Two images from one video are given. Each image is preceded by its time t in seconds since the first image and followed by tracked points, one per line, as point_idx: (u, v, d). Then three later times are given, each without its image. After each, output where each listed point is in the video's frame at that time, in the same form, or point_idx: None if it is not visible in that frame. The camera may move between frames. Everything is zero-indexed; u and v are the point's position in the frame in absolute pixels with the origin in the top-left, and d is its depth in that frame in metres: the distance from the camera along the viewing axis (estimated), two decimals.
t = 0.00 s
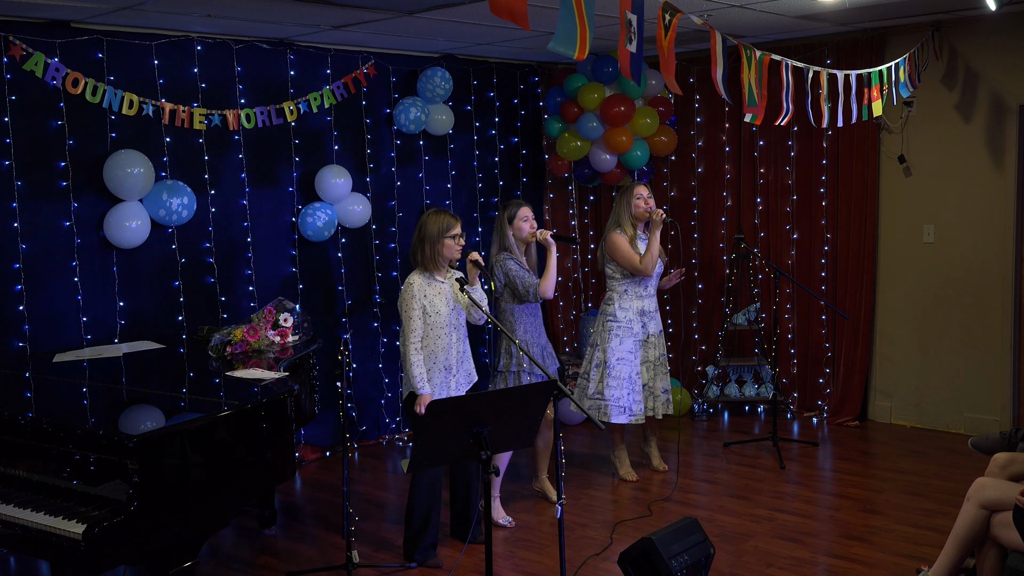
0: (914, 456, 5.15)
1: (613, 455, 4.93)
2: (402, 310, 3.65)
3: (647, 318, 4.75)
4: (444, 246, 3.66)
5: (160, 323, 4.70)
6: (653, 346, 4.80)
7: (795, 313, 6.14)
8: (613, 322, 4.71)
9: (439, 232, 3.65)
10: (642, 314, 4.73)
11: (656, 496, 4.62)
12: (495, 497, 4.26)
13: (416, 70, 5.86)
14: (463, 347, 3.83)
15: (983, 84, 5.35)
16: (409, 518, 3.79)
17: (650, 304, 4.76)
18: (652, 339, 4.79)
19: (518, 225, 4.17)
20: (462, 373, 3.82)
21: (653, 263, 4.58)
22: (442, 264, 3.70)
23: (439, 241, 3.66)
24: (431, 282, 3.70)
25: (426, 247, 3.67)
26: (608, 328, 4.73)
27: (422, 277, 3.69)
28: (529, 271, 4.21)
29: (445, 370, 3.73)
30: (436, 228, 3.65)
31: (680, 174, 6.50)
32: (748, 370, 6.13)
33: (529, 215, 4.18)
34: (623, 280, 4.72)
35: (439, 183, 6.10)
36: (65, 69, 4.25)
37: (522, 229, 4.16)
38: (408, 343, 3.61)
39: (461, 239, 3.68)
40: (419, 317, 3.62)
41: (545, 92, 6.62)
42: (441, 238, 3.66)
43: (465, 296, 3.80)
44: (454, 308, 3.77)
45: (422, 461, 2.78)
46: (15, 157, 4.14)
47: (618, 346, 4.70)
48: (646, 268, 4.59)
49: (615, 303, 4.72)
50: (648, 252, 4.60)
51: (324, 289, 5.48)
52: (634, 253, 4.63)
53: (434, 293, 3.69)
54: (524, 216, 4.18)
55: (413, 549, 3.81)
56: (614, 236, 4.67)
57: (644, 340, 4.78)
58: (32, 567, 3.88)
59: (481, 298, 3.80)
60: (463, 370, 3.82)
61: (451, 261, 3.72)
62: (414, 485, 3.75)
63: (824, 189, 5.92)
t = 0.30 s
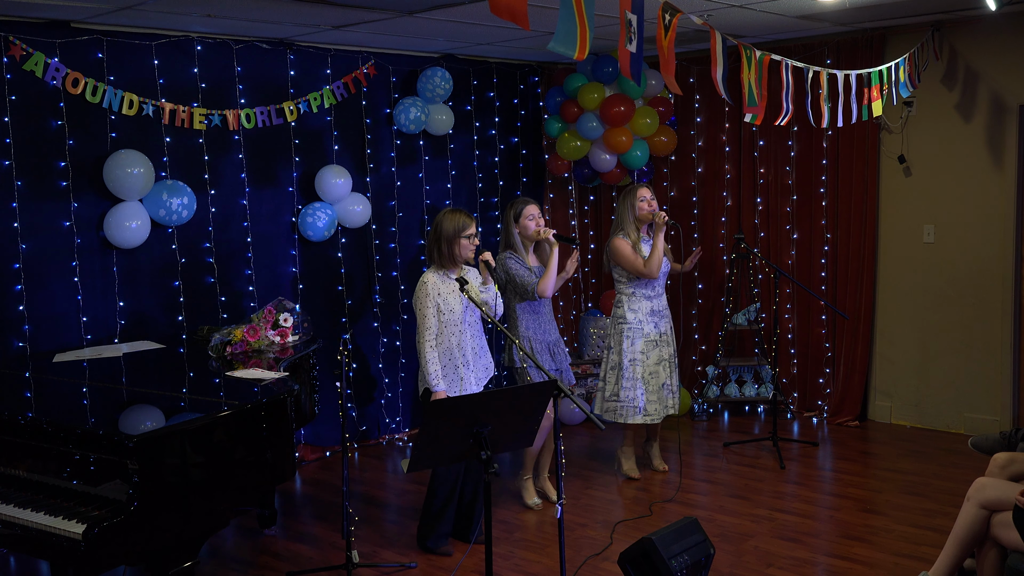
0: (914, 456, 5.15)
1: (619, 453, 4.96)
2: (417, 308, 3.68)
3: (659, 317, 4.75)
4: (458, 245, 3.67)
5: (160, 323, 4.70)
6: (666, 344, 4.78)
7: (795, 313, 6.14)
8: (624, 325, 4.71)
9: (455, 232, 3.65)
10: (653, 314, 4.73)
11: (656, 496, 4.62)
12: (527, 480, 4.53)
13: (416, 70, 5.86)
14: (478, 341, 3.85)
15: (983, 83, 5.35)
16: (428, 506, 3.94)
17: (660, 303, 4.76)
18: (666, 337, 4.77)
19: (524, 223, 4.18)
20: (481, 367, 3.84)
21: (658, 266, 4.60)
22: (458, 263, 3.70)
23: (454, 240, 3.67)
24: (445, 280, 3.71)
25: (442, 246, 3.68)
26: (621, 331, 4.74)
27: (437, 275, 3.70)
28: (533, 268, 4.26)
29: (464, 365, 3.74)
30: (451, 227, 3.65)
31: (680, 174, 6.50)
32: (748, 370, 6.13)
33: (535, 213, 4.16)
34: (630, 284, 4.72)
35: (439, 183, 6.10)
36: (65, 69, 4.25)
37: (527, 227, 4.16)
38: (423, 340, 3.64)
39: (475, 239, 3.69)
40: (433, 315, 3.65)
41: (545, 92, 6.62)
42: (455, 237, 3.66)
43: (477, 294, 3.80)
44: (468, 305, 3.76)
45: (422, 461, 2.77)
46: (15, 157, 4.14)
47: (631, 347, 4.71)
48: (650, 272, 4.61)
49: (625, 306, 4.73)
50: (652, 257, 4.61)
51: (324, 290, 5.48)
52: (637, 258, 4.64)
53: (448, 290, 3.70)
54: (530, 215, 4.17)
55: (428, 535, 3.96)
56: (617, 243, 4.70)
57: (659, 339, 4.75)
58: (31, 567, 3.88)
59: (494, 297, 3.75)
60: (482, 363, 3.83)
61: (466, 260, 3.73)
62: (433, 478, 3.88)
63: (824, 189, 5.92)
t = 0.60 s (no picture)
0: (914, 456, 5.15)
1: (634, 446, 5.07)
2: (418, 308, 3.68)
3: (656, 319, 4.73)
4: (461, 245, 3.67)
5: (160, 323, 4.70)
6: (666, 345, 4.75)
7: (795, 313, 6.14)
8: (623, 327, 4.74)
9: (457, 232, 3.66)
10: (649, 316, 4.72)
11: (656, 496, 4.62)
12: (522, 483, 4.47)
13: (416, 70, 5.86)
14: (479, 343, 3.83)
15: (983, 83, 5.35)
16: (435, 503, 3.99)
17: (657, 304, 4.74)
18: (666, 339, 4.76)
19: (523, 223, 4.15)
20: (482, 368, 3.82)
21: (646, 267, 4.59)
22: (462, 263, 3.71)
23: (456, 240, 3.67)
24: (447, 280, 3.72)
25: (445, 245, 3.68)
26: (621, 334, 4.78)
27: (440, 274, 3.71)
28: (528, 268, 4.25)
29: (463, 366, 3.73)
30: (455, 227, 3.66)
31: (680, 174, 6.50)
32: (749, 370, 6.12)
33: (536, 214, 4.14)
34: (627, 284, 4.74)
35: (439, 183, 6.10)
36: (65, 69, 4.25)
37: (526, 228, 4.14)
38: (424, 340, 3.64)
39: (479, 239, 3.69)
40: (434, 315, 3.66)
41: (545, 92, 6.62)
42: (458, 237, 3.66)
43: (480, 295, 3.80)
44: (469, 306, 3.76)
45: (421, 461, 2.78)
46: (15, 157, 4.14)
47: (630, 349, 4.74)
48: (637, 271, 4.60)
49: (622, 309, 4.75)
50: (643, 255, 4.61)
51: (324, 289, 5.48)
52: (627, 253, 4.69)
53: (450, 291, 3.70)
54: (530, 215, 4.14)
55: (438, 529, 4.01)
56: (611, 242, 4.72)
57: (658, 340, 4.74)
58: (32, 567, 3.88)
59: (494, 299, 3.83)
60: (483, 365, 3.83)
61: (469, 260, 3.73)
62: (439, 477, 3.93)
63: (824, 189, 5.92)
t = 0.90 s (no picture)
0: (913, 456, 5.15)
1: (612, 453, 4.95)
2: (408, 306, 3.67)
3: (638, 317, 4.72)
4: (450, 244, 3.64)
5: (160, 323, 4.70)
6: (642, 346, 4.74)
7: (795, 313, 6.14)
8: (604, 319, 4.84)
9: (446, 230, 3.62)
10: (631, 313, 4.73)
11: (656, 496, 4.62)
12: (496, 498, 4.24)
13: (416, 70, 5.86)
14: (473, 343, 3.80)
15: (983, 83, 5.35)
16: (406, 514, 3.79)
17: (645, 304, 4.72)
18: (647, 340, 4.73)
19: (515, 224, 4.14)
20: (473, 369, 3.80)
21: (632, 259, 4.61)
22: (451, 262, 3.69)
23: (445, 239, 3.65)
24: (439, 279, 3.70)
25: (434, 245, 3.66)
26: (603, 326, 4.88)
27: (430, 274, 3.69)
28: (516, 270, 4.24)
29: (453, 366, 3.73)
30: (443, 226, 3.62)
31: (680, 174, 6.50)
32: (749, 370, 6.12)
33: (527, 215, 4.12)
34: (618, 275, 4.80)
35: (439, 183, 6.09)
36: (65, 69, 4.25)
37: (517, 228, 4.12)
38: (413, 340, 3.61)
39: (468, 238, 3.65)
40: (424, 314, 3.64)
41: (545, 92, 6.62)
42: (447, 236, 3.63)
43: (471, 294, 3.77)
44: (460, 306, 3.74)
45: (421, 461, 2.78)
46: (15, 157, 4.14)
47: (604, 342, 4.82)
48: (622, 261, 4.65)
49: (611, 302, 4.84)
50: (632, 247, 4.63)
51: (324, 290, 5.48)
52: (619, 244, 4.71)
53: (441, 290, 3.69)
54: (521, 216, 4.13)
55: (409, 548, 3.80)
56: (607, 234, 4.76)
57: (638, 340, 4.74)
58: (32, 567, 3.88)
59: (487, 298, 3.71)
60: (474, 365, 3.80)
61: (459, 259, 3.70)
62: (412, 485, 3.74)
63: (824, 189, 5.92)
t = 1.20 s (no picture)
0: (914, 456, 5.15)
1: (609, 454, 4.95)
2: (386, 311, 3.64)
3: (621, 318, 4.72)
4: (433, 248, 3.65)
5: (160, 323, 4.70)
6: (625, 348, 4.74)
7: (795, 313, 6.14)
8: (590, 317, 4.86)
9: (431, 234, 3.63)
10: (614, 314, 4.73)
11: (655, 496, 4.62)
12: (496, 500, 4.24)
13: (416, 70, 5.86)
14: (450, 351, 3.78)
15: (983, 83, 5.35)
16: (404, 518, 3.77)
17: (629, 305, 4.72)
18: (627, 343, 4.73)
19: (504, 226, 4.16)
20: (451, 378, 3.77)
21: (620, 259, 4.60)
22: (431, 266, 3.69)
23: (429, 242, 3.65)
24: (417, 283, 3.68)
25: (417, 246, 3.65)
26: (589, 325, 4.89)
27: (408, 278, 3.68)
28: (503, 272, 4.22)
29: (430, 373, 3.70)
30: (428, 229, 3.63)
31: (680, 174, 6.50)
32: (749, 370, 6.12)
33: (518, 218, 4.15)
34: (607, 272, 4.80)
35: (439, 183, 6.09)
36: (65, 69, 4.25)
37: (507, 231, 4.14)
38: (392, 345, 3.61)
39: (452, 244, 3.67)
40: (401, 319, 3.62)
41: (545, 92, 6.62)
42: (431, 240, 3.64)
43: (451, 299, 3.73)
44: (439, 312, 3.72)
45: (421, 461, 2.78)
46: (15, 157, 4.14)
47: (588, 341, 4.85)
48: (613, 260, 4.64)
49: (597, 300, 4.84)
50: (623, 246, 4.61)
51: (323, 290, 5.48)
52: (611, 242, 4.69)
53: (419, 295, 3.67)
54: (512, 219, 4.15)
55: (409, 549, 3.80)
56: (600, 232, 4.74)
57: (618, 342, 4.75)
58: (32, 567, 3.88)
59: (465, 304, 3.70)
60: (452, 374, 3.77)
61: (439, 263, 3.70)
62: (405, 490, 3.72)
63: (824, 189, 5.92)
